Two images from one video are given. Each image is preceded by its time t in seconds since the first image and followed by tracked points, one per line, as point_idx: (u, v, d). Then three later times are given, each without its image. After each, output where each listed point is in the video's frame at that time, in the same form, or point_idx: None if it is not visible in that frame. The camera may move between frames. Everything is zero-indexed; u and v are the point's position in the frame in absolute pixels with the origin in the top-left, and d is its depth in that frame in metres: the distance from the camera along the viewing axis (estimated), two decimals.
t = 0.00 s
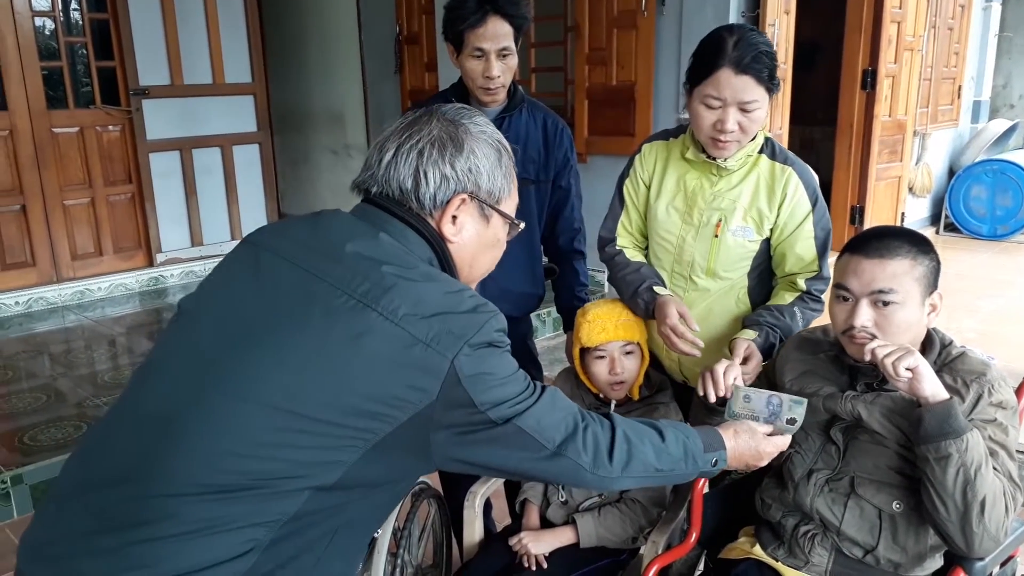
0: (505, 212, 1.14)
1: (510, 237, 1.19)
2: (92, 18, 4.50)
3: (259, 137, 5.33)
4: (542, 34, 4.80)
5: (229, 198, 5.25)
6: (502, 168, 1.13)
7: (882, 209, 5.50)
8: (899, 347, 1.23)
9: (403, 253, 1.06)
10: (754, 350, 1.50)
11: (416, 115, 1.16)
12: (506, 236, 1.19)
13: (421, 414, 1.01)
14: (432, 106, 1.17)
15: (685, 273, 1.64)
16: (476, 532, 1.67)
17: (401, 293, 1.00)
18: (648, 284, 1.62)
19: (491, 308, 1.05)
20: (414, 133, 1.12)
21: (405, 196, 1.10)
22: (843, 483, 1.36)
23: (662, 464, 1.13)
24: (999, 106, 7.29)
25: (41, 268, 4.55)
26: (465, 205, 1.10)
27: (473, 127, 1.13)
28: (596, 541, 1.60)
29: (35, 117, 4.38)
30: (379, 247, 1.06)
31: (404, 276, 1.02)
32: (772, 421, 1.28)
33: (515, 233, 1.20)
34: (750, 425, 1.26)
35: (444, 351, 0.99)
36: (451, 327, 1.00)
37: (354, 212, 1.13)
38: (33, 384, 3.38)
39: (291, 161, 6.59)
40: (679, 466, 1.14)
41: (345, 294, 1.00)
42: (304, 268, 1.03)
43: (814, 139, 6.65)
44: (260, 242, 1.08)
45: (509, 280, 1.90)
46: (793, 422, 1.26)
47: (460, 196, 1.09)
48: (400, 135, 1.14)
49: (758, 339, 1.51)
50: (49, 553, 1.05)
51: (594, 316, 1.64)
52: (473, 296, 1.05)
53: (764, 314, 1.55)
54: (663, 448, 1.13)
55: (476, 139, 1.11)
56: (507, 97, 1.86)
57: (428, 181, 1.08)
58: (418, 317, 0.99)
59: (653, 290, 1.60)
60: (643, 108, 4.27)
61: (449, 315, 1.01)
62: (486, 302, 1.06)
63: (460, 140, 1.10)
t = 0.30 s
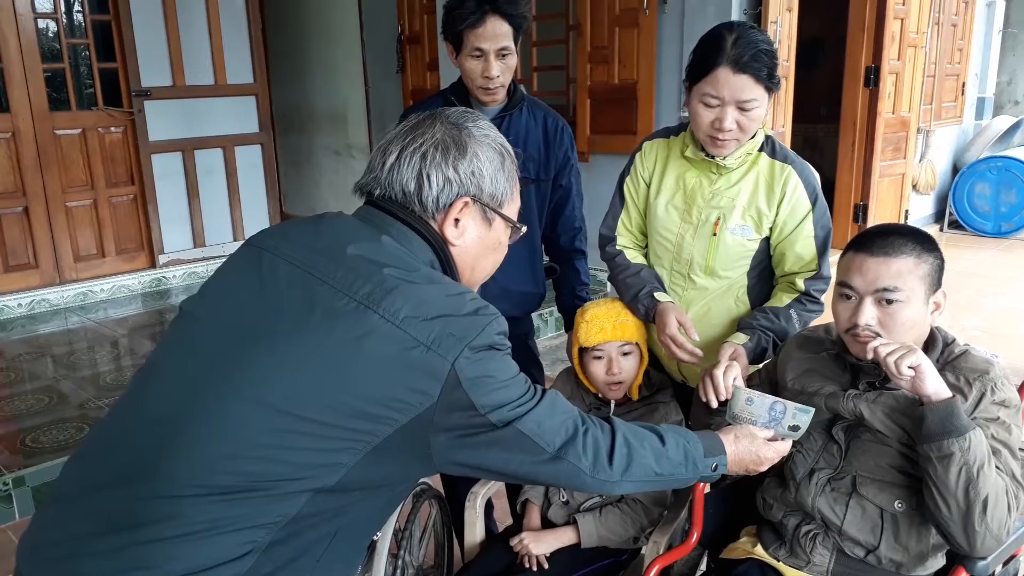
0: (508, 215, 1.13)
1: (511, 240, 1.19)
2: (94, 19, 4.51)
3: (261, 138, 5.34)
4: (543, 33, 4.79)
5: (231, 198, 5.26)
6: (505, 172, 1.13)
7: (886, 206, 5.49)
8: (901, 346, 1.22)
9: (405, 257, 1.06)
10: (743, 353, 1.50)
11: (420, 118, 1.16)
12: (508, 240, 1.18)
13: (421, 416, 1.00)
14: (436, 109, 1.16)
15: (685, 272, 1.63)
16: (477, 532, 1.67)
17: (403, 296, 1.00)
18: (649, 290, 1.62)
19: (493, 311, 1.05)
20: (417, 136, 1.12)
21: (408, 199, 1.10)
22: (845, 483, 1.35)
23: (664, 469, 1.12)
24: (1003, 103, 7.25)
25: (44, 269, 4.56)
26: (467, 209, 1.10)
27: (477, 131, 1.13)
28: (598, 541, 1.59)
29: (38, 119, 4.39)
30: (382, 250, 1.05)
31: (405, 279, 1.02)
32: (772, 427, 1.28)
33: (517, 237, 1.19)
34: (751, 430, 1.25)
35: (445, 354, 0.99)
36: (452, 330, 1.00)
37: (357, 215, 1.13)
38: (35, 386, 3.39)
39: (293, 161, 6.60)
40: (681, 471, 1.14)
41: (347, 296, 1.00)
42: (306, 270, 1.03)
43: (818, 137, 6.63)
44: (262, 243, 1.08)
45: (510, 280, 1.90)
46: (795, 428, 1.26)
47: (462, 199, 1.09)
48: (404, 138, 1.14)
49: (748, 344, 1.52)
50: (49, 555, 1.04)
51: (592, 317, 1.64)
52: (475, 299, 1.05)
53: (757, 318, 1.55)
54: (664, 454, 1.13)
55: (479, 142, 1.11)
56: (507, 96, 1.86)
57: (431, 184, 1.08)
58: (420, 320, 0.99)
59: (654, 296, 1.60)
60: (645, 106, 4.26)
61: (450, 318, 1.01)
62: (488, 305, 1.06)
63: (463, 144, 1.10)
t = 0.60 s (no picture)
0: (496, 214, 1.14)
1: (501, 239, 1.19)
2: (90, 22, 4.50)
3: (257, 141, 5.34)
4: (539, 35, 4.79)
5: (228, 201, 5.25)
6: (492, 170, 1.13)
7: (882, 208, 5.50)
8: (897, 348, 1.22)
9: (393, 258, 1.06)
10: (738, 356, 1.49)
11: (405, 118, 1.16)
12: (497, 239, 1.18)
13: (410, 418, 1.00)
14: (421, 110, 1.17)
15: (677, 274, 1.63)
16: (474, 535, 1.67)
17: (391, 296, 1.00)
18: (644, 296, 1.62)
19: (481, 312, 1.05)
20: (402, 136, 1.12)
21: (395, 200, 1.10)
22: (841, 485, 1.35)
23: (655, 470, 1.12)
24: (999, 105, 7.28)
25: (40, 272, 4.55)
26: (455, 208, 1.10)
27: (462, 130, 1.13)
28: (594, 544, 1.59)
29: (33, 121, 4.38)
30: (369, 251, 1.05)
31: (392, 281, 1.02)
32: (766, 431, 1.28)
33: (506, 236, 1.20)
34: (745, 433, 1.24)
35: (433, 355, 0.98)
36: (440, 331, 0.99)
37: (344, 217, 1.13)
38: (30, 389, 3.38)
39: (290, 164, 6.60)
40: (672, 473, 1.13)
41: (334, 298, 0.99)
42: (293, 273, 1.02)
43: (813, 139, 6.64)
44: (249, 246, 1.08)
45: (505, 282, 1.90)
46: (789, 431, 1.26)
47: (449, 198, 1.09)
48: (389, 139, 1.14)
49: (740, 345, 1.51)
50: (37, 559, 1.04)
51: (587, 319, 1.64)
52: (463, 299, 1.05)
53: (749, 319, 1.55)
54: (655, 455, 1.13)
55: (464, 141, 1.11)
56: (502, 100, 1.85)
57: (417, 184, 1.08)
58: (406, 321, 0.99)
59: (649, 303, 1.60)
60: (641, 108, 4.26)
61: (438, 318, 1.00)
62: (476, 305, 1.05)
63: (449, 143, 1.10)
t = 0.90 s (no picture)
0: (499, 212, 1.13)
1: (503, 238, 1.19)
2: (97, 23, 4.51)
3: (264, 141, 5.35)
4: (545, 36, 4.77)
5: (235, 201, 5.27)
6: (496, 168, 1.13)
7: (889, 209, 5.48)
8: (905, 349, 1.22)
9: (395, 258, 1.05)
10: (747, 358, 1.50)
11: (409, 116, 1.15)
12: (499, 237, 1.18)
13: (410, 417, 1.00)
14: (425, 108, 1.16)
15: (683, 276, 1.63)
16: (480, 537, 1.67)
17: (392, 296, 0.99)
18: (650, 299, 1.62)
19: (483, 310, 1.04)
20: (407, 134, 1.12)
21: (399, 198, 1.09)
22: (849, 488, 1.35)
23: (655, 473, 1.12)
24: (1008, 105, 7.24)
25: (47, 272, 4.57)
26: (459, 206, 1.10)
27: (467, 129, 1.13)
28: (600, 546, 1.58)
29: (41, 122, 4.39)
30: (371, 251, 1.05)
31: (394, 281, 1.02)
32: (765, 435, 1.25)
33: (508, 234, 1.19)
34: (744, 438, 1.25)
35: (433, 355, 0.98)
36: (441, 331, 0.99)
37: (347, 215, 1.12)
38: (38, 389, 3.39)
39: (297, 164, 6.61)
40: (673, 476, 1.13)
41: (335, 297, 0.99)
42: (295, 273, 1.02)
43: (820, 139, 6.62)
44: (252, 245, 1.08)
45: (511, 283, 1.89)
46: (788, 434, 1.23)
47: (454, 196, 1.09)
48: (394, 136, 1.13)
49: (752, 348, 1.51)
50: (41, 560, 1.04)
51: (593, 320, 1.64)
52: (464, 298, 1.04)
53: (758, 321, 1.55)
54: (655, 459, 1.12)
55: (469, 140, 1.11)
56: (508, 101, 1.85)
57: (422, 183, 1.08)
58: (408, 320, 0.99)
59: (656, 306, 1.60)
60: (648, 109, 4.26)
61: (439, 318, 1.00)
62: (478, 305, 1.05)
63: (454, 142, 1.10)
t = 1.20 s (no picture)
0: (479, 197, 1.09)
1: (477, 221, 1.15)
2: (107, 24, 4.53)
3: (272, 142, 5.37)
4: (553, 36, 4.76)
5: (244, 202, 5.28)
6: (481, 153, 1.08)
7: (899, 210, 5.44)
8: (916, 352, 1.21)
9: (371, 239, 1.00)
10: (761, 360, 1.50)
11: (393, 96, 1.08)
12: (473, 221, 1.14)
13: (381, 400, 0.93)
14: (408, 90, 1.09)
15: (690, 277, 1.61)
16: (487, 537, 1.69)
17: (366, 279, 0.94)
18: (657, 300, 1.61)
19: (460, 298, 1.00)
20: (394, 117, 1.04)
21: (388, 181, 1.03)
22: (859, 491, 1.34)
23: (552, 514, 1.08)
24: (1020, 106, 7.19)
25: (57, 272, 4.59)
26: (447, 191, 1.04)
27: (454, 112, 1.07)
28: (608, 548, 1.57)
29: (51, 123, 4.41)
30: (348, 233, 0.99)
31: (371, 263, 0.96)
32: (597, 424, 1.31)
33: (479, 218, 1.15)
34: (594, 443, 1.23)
35: (409, 340, 0.93)
36: (418, 316, 0.94)
37: (327, 202, 1.05)
38: (47, 388, 3.40)
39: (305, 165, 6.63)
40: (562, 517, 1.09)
41: (307, 280, 0.94)
42: (269, 257, 0.97)
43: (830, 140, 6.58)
44: (230, 232, 1.03)
45: (518, 284, 1.89)
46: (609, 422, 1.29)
47: (443, 180, 1.03)
48: (378, 120, 1.05)
49: (763, 350, 1.50)
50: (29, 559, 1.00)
51: (598, 321, 1.65)
52: (443, 284, 0.99)
53: (768, 323, 1.54)
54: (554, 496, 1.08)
55: (456, 123, 1.05)
56: (515, 104, 1.84)
57: (413, 167, 1.02)
58: (384, 301, 0.94)
59: (662, 308, 1.59)
60: (656, 110, 4.25)
61: (416, 303, 0.95)
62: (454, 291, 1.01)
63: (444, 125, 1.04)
